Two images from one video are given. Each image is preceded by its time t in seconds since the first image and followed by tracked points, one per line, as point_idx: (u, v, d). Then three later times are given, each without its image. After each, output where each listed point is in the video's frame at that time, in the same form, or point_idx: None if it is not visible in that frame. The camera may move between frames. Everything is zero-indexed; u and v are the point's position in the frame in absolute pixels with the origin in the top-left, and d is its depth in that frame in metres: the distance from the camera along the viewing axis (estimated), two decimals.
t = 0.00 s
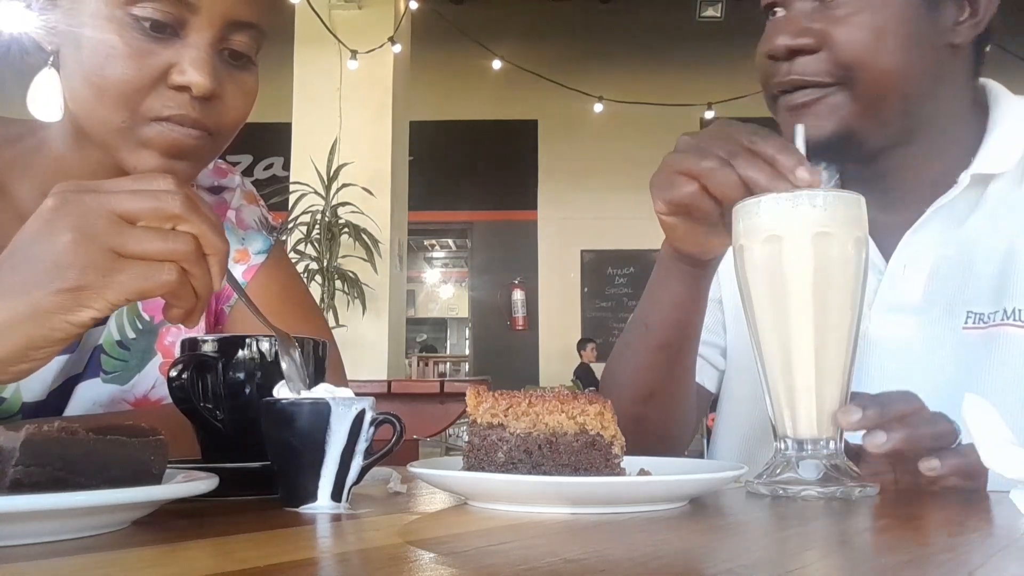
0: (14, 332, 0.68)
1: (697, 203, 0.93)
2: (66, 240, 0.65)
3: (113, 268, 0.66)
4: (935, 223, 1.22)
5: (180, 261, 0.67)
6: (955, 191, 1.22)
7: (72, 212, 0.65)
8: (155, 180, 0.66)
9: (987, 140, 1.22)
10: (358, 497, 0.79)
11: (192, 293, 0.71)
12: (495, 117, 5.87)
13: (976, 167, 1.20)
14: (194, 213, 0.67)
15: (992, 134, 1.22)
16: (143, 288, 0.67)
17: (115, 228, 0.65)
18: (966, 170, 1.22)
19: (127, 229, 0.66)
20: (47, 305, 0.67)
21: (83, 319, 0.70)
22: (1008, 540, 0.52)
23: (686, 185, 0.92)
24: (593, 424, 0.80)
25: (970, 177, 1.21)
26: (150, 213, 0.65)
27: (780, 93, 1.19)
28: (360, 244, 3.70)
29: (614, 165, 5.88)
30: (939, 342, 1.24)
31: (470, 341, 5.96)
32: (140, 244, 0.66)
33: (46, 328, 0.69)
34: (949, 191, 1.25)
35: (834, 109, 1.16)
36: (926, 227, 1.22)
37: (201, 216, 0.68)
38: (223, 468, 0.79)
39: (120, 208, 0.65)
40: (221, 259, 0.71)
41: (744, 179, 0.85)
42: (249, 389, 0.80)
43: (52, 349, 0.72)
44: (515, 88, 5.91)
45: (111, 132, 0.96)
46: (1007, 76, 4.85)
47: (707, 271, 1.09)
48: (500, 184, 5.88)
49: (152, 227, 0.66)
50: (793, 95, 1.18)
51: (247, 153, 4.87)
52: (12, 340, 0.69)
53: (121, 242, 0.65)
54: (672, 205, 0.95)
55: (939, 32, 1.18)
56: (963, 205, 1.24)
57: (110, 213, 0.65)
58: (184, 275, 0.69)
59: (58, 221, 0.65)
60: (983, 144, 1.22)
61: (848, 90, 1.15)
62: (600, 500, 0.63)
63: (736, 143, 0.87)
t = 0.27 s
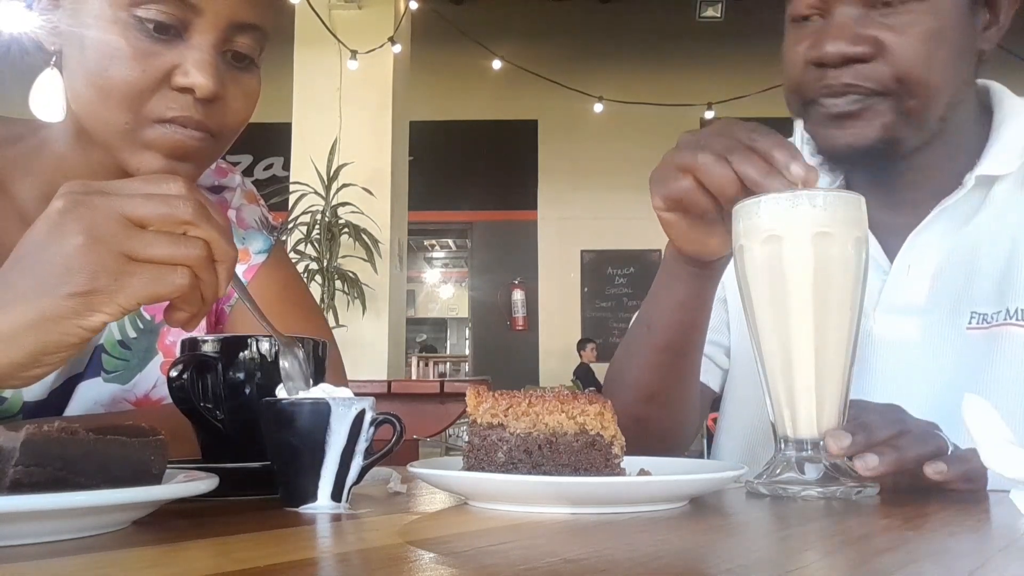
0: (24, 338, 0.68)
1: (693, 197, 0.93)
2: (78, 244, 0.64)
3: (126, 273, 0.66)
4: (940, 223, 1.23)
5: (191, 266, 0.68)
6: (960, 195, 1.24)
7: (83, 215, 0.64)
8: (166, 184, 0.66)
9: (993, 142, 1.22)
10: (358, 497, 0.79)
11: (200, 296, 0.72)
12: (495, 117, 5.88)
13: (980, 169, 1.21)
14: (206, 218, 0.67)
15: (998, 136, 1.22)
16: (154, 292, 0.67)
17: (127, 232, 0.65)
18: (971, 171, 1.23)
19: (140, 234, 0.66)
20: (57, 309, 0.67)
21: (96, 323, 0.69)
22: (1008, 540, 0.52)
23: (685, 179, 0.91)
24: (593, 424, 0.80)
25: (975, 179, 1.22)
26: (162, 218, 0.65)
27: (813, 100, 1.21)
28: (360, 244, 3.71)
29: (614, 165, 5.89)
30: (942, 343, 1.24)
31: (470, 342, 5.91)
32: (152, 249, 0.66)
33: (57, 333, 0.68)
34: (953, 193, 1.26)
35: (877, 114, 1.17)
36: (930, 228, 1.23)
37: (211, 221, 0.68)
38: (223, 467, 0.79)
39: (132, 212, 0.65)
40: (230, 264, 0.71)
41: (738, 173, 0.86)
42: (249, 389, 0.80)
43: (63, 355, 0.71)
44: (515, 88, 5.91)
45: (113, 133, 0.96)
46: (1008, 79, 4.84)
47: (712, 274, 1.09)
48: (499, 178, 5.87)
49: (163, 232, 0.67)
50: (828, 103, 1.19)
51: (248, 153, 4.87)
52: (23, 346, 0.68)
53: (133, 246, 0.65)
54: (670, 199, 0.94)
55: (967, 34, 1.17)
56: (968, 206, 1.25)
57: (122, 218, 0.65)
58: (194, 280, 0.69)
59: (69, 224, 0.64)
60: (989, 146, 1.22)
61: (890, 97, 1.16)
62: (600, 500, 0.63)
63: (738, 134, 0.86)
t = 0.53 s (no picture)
0: (31, 339, 0.68)
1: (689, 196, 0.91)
2: (83, 244, 0.64)
3: (130, 274, 0.66)
4: (943, 224, 1.24)
5: (196, 269, 0.67)
6: (962, 196, 1.25)
7: (88, 216, 0.63)
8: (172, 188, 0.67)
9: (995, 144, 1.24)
10: (357, 497, 0.79)
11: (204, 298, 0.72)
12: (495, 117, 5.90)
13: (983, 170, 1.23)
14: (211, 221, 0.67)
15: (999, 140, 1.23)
16: (161, 295, 0.67)
17: (131, 234, 0.65)
18: (973, 172, 1.25)
19: (145, 235, 0.66)
20: (63, 309, 0.67)
21: (102, 325, 0.69)
22: (1009, 540, 0.52)
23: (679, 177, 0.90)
24: (593, 424, 0.80)
25: (977, 180, 1.24)
26: (168, 221, 0.66)
27: (854, 116, 1.25)
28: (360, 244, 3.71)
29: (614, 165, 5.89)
30: (944, 343, 1.24)
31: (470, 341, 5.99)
32: (157, 251, 0.66)
33: (63, 333, 0.68)
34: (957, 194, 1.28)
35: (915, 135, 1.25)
36: (932, 228, 1.24)
37: (216, 225, 0.68)
38: (223, 467, 0.79)
39: (138, 213, 0.65)
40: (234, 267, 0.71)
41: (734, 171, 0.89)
42: (249, 389, 0.80)
43: (68, 355, 0.71)
44: (515, 89, 5.93)
45: (114, 134, 0.96)
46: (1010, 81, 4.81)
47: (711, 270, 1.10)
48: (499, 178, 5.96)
49: (169, 235, 0.67)
50: (871, 121, 1.25)
51: (248, 153, 4.88)
52: (29, 346, 0.68)
53: (138, 248, 0.65)
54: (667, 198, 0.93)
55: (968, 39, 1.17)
56: (970, 207, 1.26)
57: (127, 218, 0.65)
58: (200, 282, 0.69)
59: (72, 225, 0.63)
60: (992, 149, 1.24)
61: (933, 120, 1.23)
62: (601, 500, 0.63)
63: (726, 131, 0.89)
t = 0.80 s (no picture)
0: (36, 341, 0.67)
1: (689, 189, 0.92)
2: (87, 247, 0.64)
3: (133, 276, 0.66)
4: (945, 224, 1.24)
5: (199, 274, 0.68)
6: (965, 196, 1.25)
7: (93, 219, 0.64)
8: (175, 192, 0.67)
9: (998, 145, 1.25)
10: (357, 497, 0.79)
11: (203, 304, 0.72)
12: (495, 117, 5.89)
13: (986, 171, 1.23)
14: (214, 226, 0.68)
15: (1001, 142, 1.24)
16: (164, 298, 0.67)
17: (135, 237, 0.65)
18: (976, 173, 1.25)
19: (149, 238, 0.66)
20: (65, 311, 0.66)
21: (103, 327, 0.68)
22: (1009, 541, 0.52)
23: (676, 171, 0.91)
24: (594, 424, 0.80)
25: (981, 180, 1.24)
26: (171, 225, 0.66)
27: (864, 117, 1.29)
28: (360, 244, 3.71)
29: (614, 165, 5.89)
30: (946, 343, 1.23)
31: (471, 341, 5.92)
32: (160, 254, 0.66)
33: (65, 336, 0.68)
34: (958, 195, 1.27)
35: (927, 138, 1.26)
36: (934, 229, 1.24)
37: (219, 229, 0.68)
38: (223, 467, 0.79)
39: (142, 216, 0.65)
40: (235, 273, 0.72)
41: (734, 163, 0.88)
42: (249, 389, 0.80)
43: (70, 358, 0.71)
44: (515, 88, 5.92)
45: (114, 135, 0.96)
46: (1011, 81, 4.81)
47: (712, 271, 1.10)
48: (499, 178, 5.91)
49: (172, 238, 0.67)
50: (880, 123, 1.28)
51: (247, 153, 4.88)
52: (30, 349, 0.68)
53: (142, 252, 0.65)
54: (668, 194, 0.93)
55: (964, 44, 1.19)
56: (972, 207, 1.26)
57: (131, 222, 0.65)
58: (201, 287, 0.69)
59: (77, 228, 0.63)
60: (995, 149, 1.24)
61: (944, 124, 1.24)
62: (601, 500, 0.63)
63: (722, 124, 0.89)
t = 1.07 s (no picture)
0: (36, 343, 0.67)
1: (687, 186, 0.92)
2: (88, 250, 0.63)
3: (135, 280, 0.65)
4: (943, 223, 1.25)
5: (199, 279, 0.68)
6: (963, 194, 1.26)
7: (95, 222, 0.63)
8: (178, 198, 0.67)
9: (994, 144, 1.26)
10: (357, 497, 0.79)
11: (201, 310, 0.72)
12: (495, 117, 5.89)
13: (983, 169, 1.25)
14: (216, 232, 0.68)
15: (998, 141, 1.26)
16: (163, 302, 0.67)
17: (137, 241, 0.65)
18: (973, 171, 1.27)
19: (150, 243, 0.65)
20: (67, 314, 0.66)
21: (104, 330, 0.68)
22: (1009, 540, 0.52)
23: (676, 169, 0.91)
24: (594, 424, 0.80)
25: (978, 178, 1.26)
26: (173, 230, 0.66)
27: (858, 108, 1.29)
28: (360, 244, 3.71)
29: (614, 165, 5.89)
30: (946, 343, 1.23)
31: (470, 342, 5.96)
32: (162, 259, 0.66)
33: (66, 338, 0.68)
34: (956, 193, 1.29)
35: (920, 128, 1.27)
36: (932, 227, 1.25)
37: (220, 235, 0.69)
38: (223, 467, 0.79)
39: (144, 221, 0.65)
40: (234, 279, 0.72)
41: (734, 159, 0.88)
42: (249, 389, 0.80)
43: (71, 359, 0.71)
44: (516, 88, 5.91)
45: (115, 135, 0.96)
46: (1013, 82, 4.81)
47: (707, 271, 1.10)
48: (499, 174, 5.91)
49: (174, 243, 0.67)
50: (873, 114, 1.28)
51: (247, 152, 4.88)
52: (31, 350, 0.68)
53: (143, 256, 0.65)
54: (664, 192, 0.93)
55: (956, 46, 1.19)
56: (969, 206, 1.27)
57: (133, 226, 0.65)
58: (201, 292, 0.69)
59: (78, 230, 0.63)
60: (992, 146, 1.26)
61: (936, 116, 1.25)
62: (601, 500, 0.63)
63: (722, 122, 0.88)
